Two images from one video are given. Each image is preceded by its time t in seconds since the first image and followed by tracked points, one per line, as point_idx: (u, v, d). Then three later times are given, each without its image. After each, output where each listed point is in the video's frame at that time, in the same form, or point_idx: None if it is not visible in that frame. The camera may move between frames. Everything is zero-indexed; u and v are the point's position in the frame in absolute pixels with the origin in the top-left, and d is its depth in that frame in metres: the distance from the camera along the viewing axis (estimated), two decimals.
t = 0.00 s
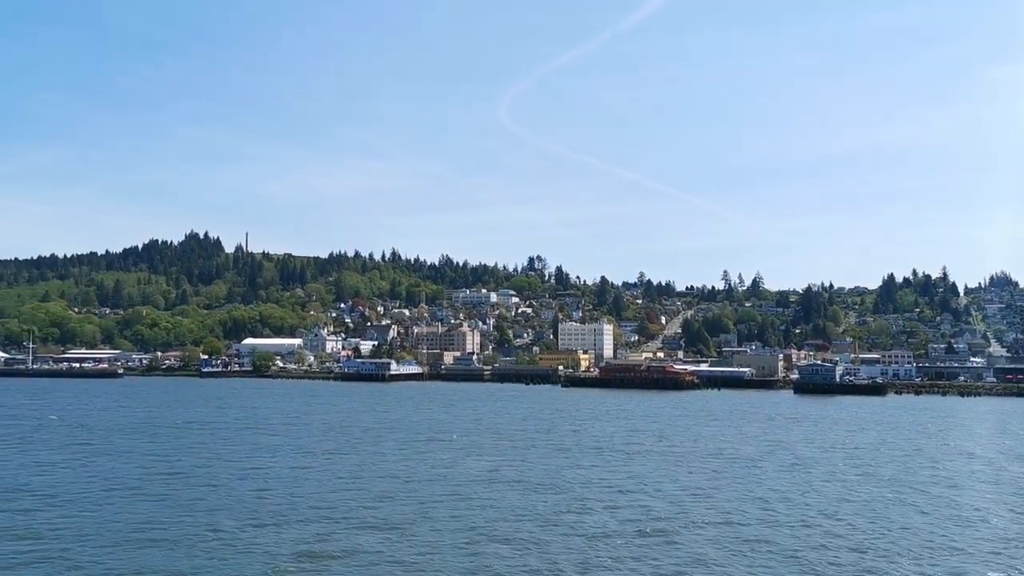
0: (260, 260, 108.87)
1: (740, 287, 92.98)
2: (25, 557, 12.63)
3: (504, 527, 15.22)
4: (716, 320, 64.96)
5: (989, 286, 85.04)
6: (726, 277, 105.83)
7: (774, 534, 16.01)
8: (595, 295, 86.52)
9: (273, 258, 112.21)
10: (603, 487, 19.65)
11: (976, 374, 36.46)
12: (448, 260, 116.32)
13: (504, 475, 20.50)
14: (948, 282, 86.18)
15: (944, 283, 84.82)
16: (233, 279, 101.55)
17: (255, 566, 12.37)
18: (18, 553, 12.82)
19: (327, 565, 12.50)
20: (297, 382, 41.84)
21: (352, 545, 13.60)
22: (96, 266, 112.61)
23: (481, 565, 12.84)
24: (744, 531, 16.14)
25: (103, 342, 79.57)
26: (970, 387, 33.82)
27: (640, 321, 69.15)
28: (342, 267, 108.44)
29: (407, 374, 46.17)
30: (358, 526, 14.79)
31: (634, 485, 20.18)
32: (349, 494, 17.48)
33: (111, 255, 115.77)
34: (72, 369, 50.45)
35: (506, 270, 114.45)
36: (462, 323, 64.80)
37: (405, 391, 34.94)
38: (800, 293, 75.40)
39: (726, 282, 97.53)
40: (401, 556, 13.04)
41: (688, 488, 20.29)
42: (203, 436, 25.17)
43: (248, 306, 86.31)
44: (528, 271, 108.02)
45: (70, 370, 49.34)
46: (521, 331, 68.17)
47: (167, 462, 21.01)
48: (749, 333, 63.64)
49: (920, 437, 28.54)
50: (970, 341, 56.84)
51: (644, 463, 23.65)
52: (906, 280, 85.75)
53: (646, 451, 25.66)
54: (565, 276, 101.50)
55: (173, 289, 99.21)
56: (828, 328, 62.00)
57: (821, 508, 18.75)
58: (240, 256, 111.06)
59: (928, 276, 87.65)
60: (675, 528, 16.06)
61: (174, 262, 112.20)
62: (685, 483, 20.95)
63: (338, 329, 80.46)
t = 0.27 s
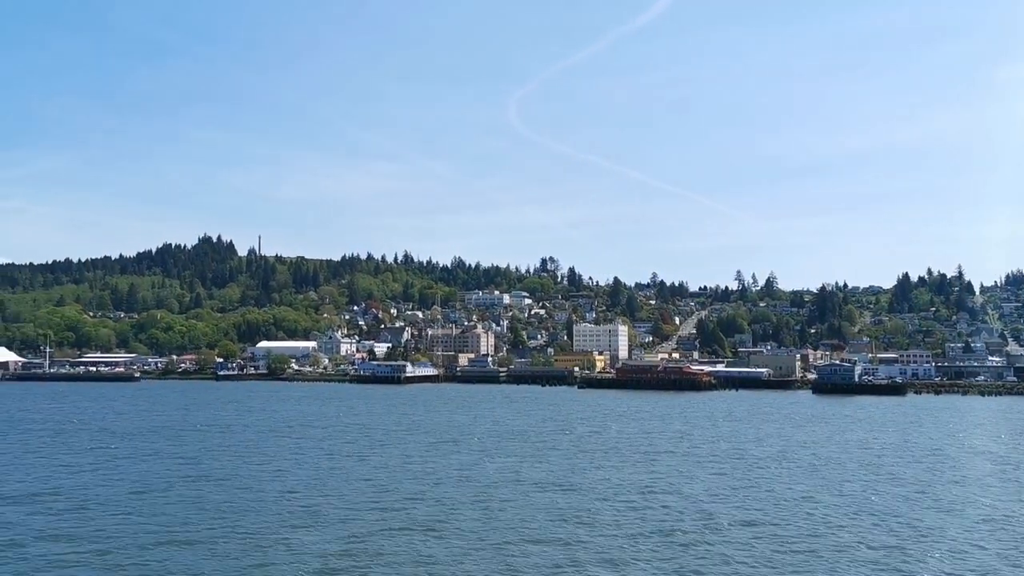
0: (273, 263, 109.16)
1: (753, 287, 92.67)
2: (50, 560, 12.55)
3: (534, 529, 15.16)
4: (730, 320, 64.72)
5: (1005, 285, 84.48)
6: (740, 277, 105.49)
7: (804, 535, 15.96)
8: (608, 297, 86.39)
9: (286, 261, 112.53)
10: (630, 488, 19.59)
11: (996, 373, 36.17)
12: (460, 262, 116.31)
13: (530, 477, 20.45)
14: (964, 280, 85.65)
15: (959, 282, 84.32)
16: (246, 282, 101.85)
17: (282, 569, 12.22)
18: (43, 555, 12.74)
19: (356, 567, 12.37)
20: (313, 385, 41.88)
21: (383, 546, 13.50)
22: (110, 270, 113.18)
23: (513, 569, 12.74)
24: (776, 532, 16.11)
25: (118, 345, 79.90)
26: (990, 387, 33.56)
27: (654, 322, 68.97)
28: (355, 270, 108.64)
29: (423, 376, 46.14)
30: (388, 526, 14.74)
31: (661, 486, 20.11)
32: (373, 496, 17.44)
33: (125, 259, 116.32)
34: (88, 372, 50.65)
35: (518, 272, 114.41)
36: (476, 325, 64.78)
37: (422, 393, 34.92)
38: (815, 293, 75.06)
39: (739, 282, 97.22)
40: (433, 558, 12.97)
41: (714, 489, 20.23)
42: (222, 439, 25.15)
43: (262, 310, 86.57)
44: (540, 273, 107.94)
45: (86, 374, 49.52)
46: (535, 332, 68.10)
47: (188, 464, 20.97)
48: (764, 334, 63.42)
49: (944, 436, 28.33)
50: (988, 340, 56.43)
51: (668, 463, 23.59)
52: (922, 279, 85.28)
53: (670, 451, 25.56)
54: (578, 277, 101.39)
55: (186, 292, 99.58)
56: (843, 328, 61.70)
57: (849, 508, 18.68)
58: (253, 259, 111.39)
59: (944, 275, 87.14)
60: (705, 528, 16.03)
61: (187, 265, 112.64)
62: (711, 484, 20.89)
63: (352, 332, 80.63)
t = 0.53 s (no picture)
0: (286, 264, 109.43)
1: (767, 289, 92.39)
2: (79, 560, 12.53)
3: (558, 530, 15.19)
4: (744, 322, 64.51)
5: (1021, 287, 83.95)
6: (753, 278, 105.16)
7: (828, 536, 15.98)
8: (620, 299, 86.25)
9: (299, 263, 112.78)
10: (651, 489, 19.64)
11: (1016, 376, 35.95)
12: (473, 264, 116.33)
13: (551, 478, 20.50)
14: (979, 282, 85.19)
15: (974, 283, 83.87)
16: (259, 283, 102.10)
17: (311, 569, 12.18)
18: (72, 555, 12.71)
19: (385, 568, 12.37)
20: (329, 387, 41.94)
21: (410, 546, 13.53)
22: (124, 272, 113.70)
23: (541, 569, 12.75)
24: (800, 532, 16.15)
25: (132, 346, 80.22)
26: (1010, 389, 33.36)
27: (667, 324, 68.85)
28: (367, 271, 108.83)
29: (437, 378, 46.14)
30: (414, 527, 14.75)
31: (682, 488, 20.16)
32: (396, 497, 17.47)
33: (138, 260, 116.84)
34: (105, 373, 50.86)
35: (530, 274, 114.34)
36: (489, 327, 64.78)
37: (438, 394, 34.93)
38: (829, 295, 74.76)
39: (752, 284, 96.93)
40: (462, 558, 13.01)
41: (735, 490, 20.26)
42: (242, 440, 25.17)
43: (275, 311, 86.79)
44: (552, 275, 107.86)
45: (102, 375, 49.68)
46: (548, 334, 68.00)
47: (209, 465, 20.98)
48: (778, 336, 63.18)
49: (963, 438, 28.21)
50: (1005, 342, 56.07)
51: (687, 465, 23.63)
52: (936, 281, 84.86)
53: (687, 453, 25.57)
54: (590, 279, 101.28)
55: (200, 294, 99.87)
56: (858, 330, 61.42)
57: (872, 508, 18.69)
58: (266, 261, 111.68)
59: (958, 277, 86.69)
60: (728, 530, 16.06)
61: (201, 267, 113.08)
62: (731, 485, 20.92)
63: (365, 333, 80.74)
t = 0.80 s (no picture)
0: (304, 265, 109.87)
1: (786, 289, 91.89)
2: (109, 558, 12.43)
3: (576, 529, 15.17)
4: (764, 323, 64.21)
5: None
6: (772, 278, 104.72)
7: (860, 536, 15.86)
8: (639, 299, 86.05)
9: (317, 263, 113.27)
10: (678, 490, 19.55)
11: None
12: (490, 264, 116.39)
13: (576, 478, 20.44)
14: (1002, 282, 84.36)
15: (997, 283, 83.05)
16: (278, 284, 102.54)
17: (341, 569, 12.15)
18: (101, 554, 12.63)
19: (413, 567, 12.34)
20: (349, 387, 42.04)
21: (440, 546, 13.46)
22: (144, 272, 114.47)
23: (572, 570, 12.65)
24: (831, 533, 16.04)
25: (153, 347, 80.81)
26: None
27: (686, 324, 68.58)
28: (385, 272, 109.17)
29: (457, 378, 46.18)
30: (442, 527, 14.68)
31: (706, 488, 20.07)
32: (422, 497, 17.42)
33: (158, 261, 117.62)
34: (127, 374, 51.16)
35: (547, 274, 114.25)
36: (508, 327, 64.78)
37: (459, 394, 34.87)
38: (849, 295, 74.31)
39: (772, 284, 96.50)
40: (492, 558, 12.93)
41: (763, 491, 20.14)
42: (266, 440, 25.16)
43: (294, 311, 87.14)
44: (570, 275, 107.79)
45: (124, 375, 50.01)
46: (567, 334, 67.97)
47: (235, 465, 20.94)
48: (799, 336, 62.83)
49: (990, 438, 27.91)
50: None
51: (712, 465, 23.51)
52: (958, 280, 84.10)
53: (706, 453, 25.47)
54: (608, 279, 101.10)
55: (219, 294, 100.44)
56: (880, 330, 61.00)
57: (903, 509, 18.54)
58: (284, 261, 112.24)
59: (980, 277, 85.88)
60: (759, 531, 15.96)
61: (220, 268, 113.72)
62: (759, 486, 20.80)
63: (383, 334, 80.97)
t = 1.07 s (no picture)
0: (325, 261, 110.24)
1: (808, 285, 91.26)
2: (138, 552, 12.35)
3: (599, 525, 15.09)
4: (786, 320, 63.80)
5: None
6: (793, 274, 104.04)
7: (891, 535, 15.66)
8: (659, 295, 85.75)
9: (338, 259, 113.65)
10: (708, 488, 19.40)
11: None
12: (510, 261, 116.29)
13: (605, 475, 20.30)
14: None
15: None
16: (299, 279, 102.92)
17: (370, 563, 12.11)
18: (131, 549, 12.55)
19: (439, 562, 12.30)
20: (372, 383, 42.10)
21: (470, 543, 13.33)
22: (166, 268, 115.25)
23: (598, 566, 12.58)
24: (866, 531, 15.85)
25: (176, 342, 81.37)
26: None
27: (708, 321, 68.26)
28: (405, 267, 109.37)
29: (479, 374, 46.17)
30: (472, 524, 14.55)
31: (729, 485, 19.92)
32: (449, 493, 17.32)
33: (180, 257, 118.40)
34: (150, 368, 51.48)
35: (567, 270, 114.04)
36: (530, 323, 64.69)
37: (482, 391, 34.83)
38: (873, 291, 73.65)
39: (794, 280, 95.88)
40: (524, 556, 12.77)
41: (795, 489, 19.95)
42: (291, 435, 25.13)
43: (315, 307, 87.43)
44: (590, 271, 107.59)
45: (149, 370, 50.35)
46: (588, 330, 67.83)
47: (261, 460, 20.89)
48: (822, 333, 62.38)
49: (1023, 437, 27.49)
50: None
51: (741, 463, 23.33)
52: (984, 277, 83.22)
53: (730, 450, 25.32)
54: (628, 276, 100.81)
55: (240, 290, 100.98)
56: (904, 327, 60.47)
57: (938, 508, 18.29)
58: (305, 257, 112.70)
59: (1007, 274, 84.95)
60: (793, 529, 15.79)
61: (241, 264, 114.31)
62: (789, 483, 20.62)
63: (404, 329, 81.17)
